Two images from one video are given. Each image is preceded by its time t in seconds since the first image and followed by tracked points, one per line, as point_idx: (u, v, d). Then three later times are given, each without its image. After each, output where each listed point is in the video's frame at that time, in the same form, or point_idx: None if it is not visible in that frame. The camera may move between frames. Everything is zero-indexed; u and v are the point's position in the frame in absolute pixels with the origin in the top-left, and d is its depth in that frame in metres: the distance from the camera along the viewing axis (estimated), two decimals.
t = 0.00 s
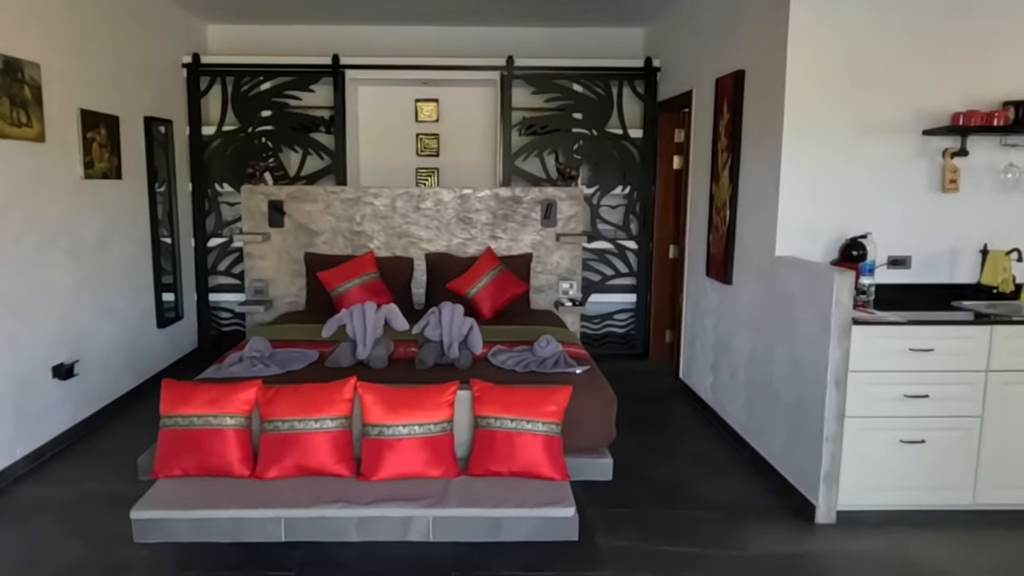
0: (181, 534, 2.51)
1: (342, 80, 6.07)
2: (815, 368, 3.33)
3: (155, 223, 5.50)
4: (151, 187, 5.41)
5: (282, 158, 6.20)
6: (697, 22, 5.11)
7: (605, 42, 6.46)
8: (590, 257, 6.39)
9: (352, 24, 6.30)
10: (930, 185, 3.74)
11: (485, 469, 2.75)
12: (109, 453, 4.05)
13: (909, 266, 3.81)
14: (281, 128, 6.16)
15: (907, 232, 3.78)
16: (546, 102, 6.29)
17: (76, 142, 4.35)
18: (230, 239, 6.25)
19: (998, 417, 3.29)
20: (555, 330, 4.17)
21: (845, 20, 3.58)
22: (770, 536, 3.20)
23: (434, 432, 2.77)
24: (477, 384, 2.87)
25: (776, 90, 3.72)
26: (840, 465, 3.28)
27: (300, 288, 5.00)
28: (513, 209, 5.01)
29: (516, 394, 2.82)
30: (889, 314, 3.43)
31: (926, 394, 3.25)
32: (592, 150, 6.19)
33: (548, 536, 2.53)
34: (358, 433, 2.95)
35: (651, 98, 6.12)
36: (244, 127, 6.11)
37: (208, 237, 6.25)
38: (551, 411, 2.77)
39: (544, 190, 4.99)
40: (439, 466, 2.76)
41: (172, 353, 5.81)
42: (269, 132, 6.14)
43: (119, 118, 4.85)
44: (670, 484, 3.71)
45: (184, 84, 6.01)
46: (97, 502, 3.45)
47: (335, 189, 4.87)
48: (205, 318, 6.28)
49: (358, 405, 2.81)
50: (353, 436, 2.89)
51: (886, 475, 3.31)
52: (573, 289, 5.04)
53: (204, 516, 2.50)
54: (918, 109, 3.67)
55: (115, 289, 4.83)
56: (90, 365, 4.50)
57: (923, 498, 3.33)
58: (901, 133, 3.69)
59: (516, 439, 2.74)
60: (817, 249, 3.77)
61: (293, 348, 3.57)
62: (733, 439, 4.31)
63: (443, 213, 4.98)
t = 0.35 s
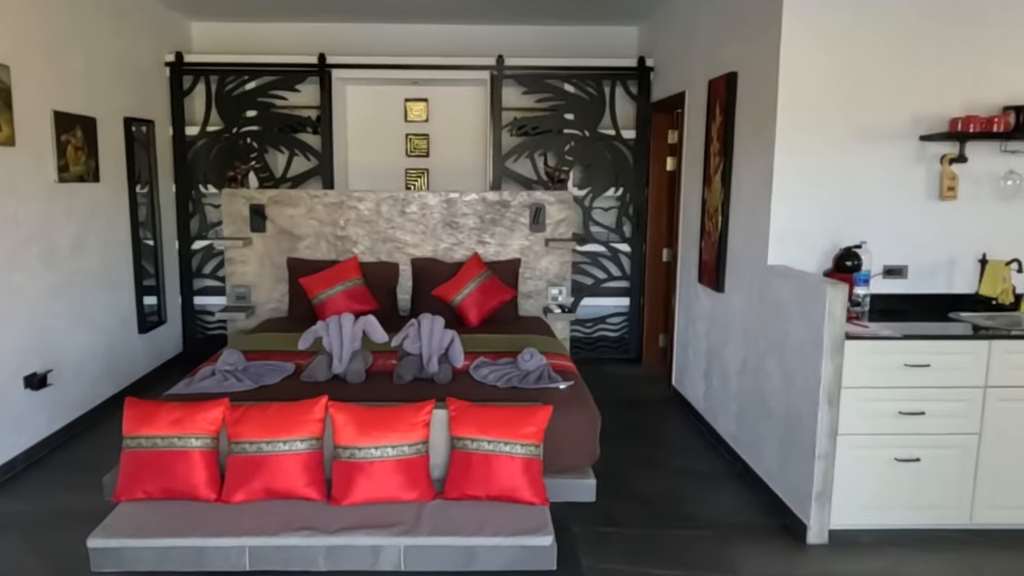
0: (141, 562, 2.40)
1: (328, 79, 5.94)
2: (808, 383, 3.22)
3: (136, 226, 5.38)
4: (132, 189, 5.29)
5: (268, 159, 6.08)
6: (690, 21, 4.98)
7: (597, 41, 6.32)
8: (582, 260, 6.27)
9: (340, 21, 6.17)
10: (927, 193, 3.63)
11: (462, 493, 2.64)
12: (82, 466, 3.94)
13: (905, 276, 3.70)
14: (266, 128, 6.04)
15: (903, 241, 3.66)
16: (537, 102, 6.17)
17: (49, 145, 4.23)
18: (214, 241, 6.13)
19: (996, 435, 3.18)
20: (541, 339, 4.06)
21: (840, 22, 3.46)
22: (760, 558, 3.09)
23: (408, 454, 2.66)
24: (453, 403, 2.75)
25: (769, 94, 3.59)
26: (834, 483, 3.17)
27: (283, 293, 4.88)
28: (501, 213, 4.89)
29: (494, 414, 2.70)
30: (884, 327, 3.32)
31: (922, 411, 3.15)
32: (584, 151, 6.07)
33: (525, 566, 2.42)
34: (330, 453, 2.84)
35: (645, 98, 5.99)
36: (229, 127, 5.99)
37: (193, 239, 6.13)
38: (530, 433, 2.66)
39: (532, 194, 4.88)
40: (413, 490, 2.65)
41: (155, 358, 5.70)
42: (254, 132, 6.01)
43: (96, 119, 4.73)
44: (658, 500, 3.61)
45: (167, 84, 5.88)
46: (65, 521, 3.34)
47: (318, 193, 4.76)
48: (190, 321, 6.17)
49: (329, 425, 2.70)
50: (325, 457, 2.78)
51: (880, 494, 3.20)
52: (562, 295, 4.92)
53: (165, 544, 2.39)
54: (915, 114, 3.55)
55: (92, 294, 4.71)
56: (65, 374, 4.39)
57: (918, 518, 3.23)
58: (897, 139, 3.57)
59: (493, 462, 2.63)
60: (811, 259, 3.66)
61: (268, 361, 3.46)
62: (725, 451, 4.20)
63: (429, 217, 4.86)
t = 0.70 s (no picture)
0: None
1: (320, 74, 5.82)
2: (810, 391, 3.12)
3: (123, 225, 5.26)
4: (118, 187, 5.17)
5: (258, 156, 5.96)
6: (689, 16, 4.86)
7: (594, 36, 6.20)
8: (579, 260, 6.15)
9: (331, 15, 6.05)
10: (933, 194, 3.52)
11: (449, 507, 2.54)
12: (64, 475, 3.83)
13: (909, 279, 3.59)
14: (257, 124, 5.91)
15: (908, 243, 3.56)
16: (533, 98, 6.05)
17: (29, 142, 4.11)
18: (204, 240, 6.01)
19: (1004, 445, 3.07)
20: (535, 343, 3.95)
21: (843, 17, 3.34)
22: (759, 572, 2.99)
23: (393, 466, 2.56)
24: (441, 414, 2.65)
25: (770, 92, 3.48)
26: (835, 494, 3.07)
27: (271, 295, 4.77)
28: (495, 213, 4.78)
29: (483, 425, 2.60)
30: (888, 333, 3.21)
31: (928, 420, 3.04)
32: (581, 149, 5.95)
33: None
34: (314, 465, 2.74)
35: (642, 94, 5.88)
36: (218, 123, 5.86)
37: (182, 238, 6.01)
38: (520, 444, 2.56)
39: (527, 193, 4.76)
40: (399, 504, 2.54)
41: (143, 360, 5.59)
42: (244, 128, 5.89)
43: (79, 116, 4.61)
44: (655, 510, 3.51)
45: (155, 79, 5.76)
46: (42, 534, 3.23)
47: (307, 192, 4.64)
48: (179, 322, 6.05)
49: (311, 437, 2.60)
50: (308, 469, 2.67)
51: (883, 506, 3.10)
52: (557, 296, 4.81)
53: (138, 563, 2.29)
54: (920, 112, 3.44)
55: (75, 296, 4.60)
56: (47, 377, 4.27)
57: (923, 530, 3.13)
58: (902, 138, 3.45)
59: (482, 475, 2.53)
60: (813, 261, 3.55)
61: (253, 366, 3.35)
62: (724, 458, 4.10)
63: (421, 216, 4.75)
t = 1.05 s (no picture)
0: None
1: (318, 69, 5.70)
2: (822, 399, 3.01)
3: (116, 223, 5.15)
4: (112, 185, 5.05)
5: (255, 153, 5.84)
6: (696, 10, 4.72)
7: (598, 30, 6.07)
8: (581, 259, 6.03)
9: (330, 9, 5.92)
10: (949, 195, 3.39)
11: (446, 524, 2.43)
12: (53, 482, 3.74)
13: (924, 283, 3.47)
14: (253, 120, 5.79)
15: (923, 246, 3.44)
16: (536, 94, 5.92)
17: (18, 140, 4.00)
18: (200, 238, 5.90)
19: None
20: (537, 347, 3.83)
21: (858, 12, 3.22)
22: None
23: (388, 481, 2.45)
24: (439, 425, 2.54)
25: (781, 89, 3.35)
26: (848, 507, 2.96)
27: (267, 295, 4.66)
28: (496, 212, 4.66)
29: (482, 438, 2.49)
30: (903, 340, 3.09)
31: (944, 431, 2.93)
32: (584, 145, 5.82)
33: None
34: (306, 478, 2.63)
35: (647, 90, 5.75)
36: (214, 119, 5.74)
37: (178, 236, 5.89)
38: (522, 458, 2.45)
39: (529, 191, 4.64)
40: (395, 520, 2.44)
41: (137, 360, 5.48)
42: (241, 124, 5.77)
43: (70, 112, 4.49)
44: (660, 521, 3.40)
45: (149, 73, 5.64)
46: (28, 545, 3.13)
47: (304, 190, 4.53)
48: (175, 321, 5.95)
49: (303, 450, 2.49)
50: (300, 482, 2.57)
51: (896, 519, 2.99)
52: (560, 298, 4.70)
53: None
54: (937, 110, 3.31)
55: (67, 297, 4.49)
56: (36, 380, 4.17)
57: (938, 545, 3.02)
58: (918, 136, 3.33)
59: (481, 490, 2.42)
60: (824, 265, 3.43)
61: (246, 372, 3.24)
62: (731, 465, 3.99)
63: (420, 215, 4.63)
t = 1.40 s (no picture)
0: None
1: (318, 66, 5.60)
2: (835, 410, 2.91)
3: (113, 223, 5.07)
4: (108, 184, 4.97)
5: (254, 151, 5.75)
6: (705, 6, 4.61)
7: (604, 27, 5.96)
8: (586, 259, 5.93)
9: (330, 5, 5.82)
10: (966, 198, 3.29)
11: (446, 541, 2.35)
12: (46, 489, 3.66)
13: (939, 288, 3.37)
14: (253, 118, 5.70)
15: (939, 250, 3.33)
16: (540, 92, 5.81)
17: (11, 139, 3.92)
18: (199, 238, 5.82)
19: None
20: (541, 353, 3.74)
21: (874, 9, 3.11)
22: None
23: (387, 497, 2.36)
24: (439, 439, 2.45)
25: (794, 88, 3.25)
26: (861, 521, 2.87)
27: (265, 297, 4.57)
28: (500, 212, 4.57)
29: (484, 452, 2.40)
30: (918, 349, 3.00)
31: (962, 443, 2.83)
32: (590, 144, 5.71)
33: None
34: (302, 492, 2.55)
35: (654, 87, 5.65)
36: (213, 117, 5.64)
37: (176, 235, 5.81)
38: (525, 473, 2.36)
39: (533, 192, 4.55)
40: (393, 537, 2.35)
41: (135, 362, 5.41)
42: (240, 122, 5.68)
43: (64, 110, 4.40)
44: (667, 532, 3.31)
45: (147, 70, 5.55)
46: (17, 556, 3.05)
47: (304, 190, 4.44)
48: (173, 322, 5.87)
49: (299, 464, 2.40)
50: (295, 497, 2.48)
51: (912, 534, 2.89)
52: (564, 300, 4.61)
53: None
54: (955, 110, 3.20)
55: (61, 298, 4.41)
56: (30, 384, 4.09)
57: (954, 560, 2.92)
58: (935, 137, 3.22)
59: (483, 506, 2.34)
60: (837, 270, 3.33)
61: (242, 379, 3.15)
62: (739, 473, 3.90)
63: (422, 216, 4.54)
